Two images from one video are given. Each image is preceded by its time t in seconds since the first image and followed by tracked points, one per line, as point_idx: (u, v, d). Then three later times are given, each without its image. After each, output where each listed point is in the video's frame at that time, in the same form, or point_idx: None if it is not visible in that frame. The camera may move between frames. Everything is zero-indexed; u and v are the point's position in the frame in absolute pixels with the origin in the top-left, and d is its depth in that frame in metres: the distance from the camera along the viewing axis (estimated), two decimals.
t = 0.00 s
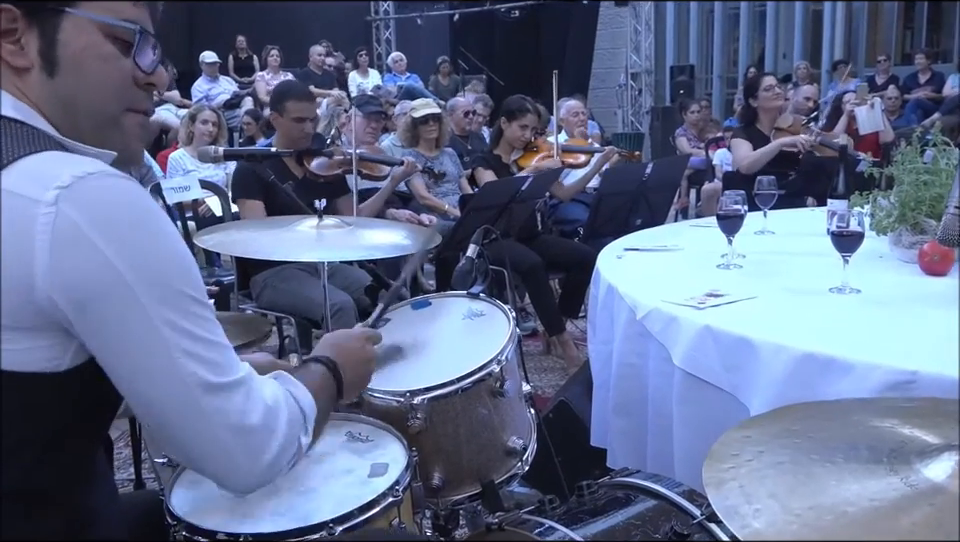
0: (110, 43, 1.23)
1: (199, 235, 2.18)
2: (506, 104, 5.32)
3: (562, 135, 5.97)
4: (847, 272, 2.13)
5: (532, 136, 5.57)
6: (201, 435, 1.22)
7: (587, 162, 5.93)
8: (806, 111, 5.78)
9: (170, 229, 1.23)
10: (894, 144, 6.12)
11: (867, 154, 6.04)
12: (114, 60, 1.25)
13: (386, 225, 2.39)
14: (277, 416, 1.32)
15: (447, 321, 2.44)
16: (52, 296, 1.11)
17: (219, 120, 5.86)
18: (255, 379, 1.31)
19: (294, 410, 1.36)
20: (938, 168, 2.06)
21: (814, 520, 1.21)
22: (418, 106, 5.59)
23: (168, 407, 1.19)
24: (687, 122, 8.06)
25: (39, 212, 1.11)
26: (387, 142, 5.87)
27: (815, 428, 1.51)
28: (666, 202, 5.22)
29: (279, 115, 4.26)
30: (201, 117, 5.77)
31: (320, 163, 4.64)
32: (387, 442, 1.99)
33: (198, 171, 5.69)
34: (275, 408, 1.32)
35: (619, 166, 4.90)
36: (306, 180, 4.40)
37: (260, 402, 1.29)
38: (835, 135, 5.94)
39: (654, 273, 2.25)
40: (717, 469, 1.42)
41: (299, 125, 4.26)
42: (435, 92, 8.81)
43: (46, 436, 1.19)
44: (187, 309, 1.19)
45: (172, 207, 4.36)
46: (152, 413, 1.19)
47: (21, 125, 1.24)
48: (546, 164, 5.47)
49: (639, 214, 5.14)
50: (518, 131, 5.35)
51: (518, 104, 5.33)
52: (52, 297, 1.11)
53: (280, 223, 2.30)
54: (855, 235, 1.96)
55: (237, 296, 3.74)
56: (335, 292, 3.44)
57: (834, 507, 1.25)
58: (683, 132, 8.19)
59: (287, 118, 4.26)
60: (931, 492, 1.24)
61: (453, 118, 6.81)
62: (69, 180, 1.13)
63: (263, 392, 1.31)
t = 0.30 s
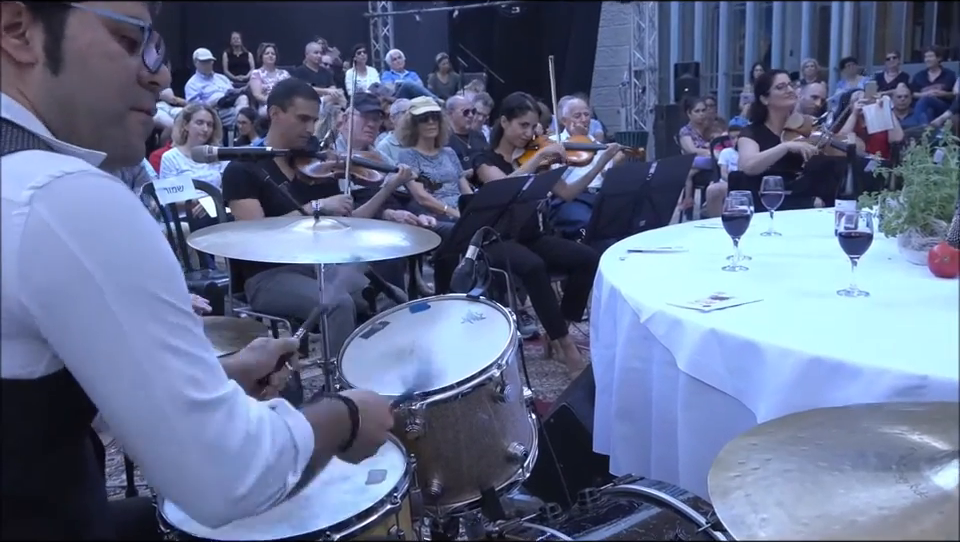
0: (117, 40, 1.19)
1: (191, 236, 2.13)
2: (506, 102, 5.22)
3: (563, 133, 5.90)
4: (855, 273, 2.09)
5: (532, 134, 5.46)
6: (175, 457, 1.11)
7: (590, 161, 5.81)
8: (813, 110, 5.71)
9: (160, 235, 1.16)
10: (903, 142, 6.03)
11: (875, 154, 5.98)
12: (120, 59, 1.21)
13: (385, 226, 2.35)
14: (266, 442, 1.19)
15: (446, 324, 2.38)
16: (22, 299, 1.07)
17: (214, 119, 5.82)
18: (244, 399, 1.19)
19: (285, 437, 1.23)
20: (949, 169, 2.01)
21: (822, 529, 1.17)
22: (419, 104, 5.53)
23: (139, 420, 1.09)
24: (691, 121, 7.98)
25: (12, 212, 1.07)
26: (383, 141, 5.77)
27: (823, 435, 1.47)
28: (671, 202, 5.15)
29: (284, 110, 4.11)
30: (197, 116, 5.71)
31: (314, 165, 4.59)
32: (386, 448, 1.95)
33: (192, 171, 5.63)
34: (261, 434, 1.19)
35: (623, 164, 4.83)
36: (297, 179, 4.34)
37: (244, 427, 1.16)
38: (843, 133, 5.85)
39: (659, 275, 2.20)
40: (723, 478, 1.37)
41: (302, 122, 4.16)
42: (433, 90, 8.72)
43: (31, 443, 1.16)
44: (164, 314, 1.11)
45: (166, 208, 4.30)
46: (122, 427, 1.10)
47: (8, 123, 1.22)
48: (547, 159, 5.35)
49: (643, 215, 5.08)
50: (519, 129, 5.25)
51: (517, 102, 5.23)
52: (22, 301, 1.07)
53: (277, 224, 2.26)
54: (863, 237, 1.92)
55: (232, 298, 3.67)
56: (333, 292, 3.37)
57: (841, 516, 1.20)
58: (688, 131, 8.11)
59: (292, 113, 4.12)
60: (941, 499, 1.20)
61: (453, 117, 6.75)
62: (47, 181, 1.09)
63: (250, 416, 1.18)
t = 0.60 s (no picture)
0: (129, 56, 1.22)
1: (184, 238, 2.08)
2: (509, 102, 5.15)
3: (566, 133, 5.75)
4: (866, 276, 2.03)
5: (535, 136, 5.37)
6: (175, 470, 1.09)
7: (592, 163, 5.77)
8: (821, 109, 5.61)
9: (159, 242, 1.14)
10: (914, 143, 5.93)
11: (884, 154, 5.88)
12: (128, 75, 1.23)
13: (383, 227, 2.30)
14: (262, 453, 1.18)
15: (445, 328, 2.33)
16: (25, 304, 1.03)
17: (207, 116, 5.73)
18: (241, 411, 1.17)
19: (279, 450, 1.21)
20: None
21: (831, 539, 1.12)
22: (423, 101, 5.42)
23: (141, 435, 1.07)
24: (696, 120, 7.88)
25: (20, 217, 1.04)
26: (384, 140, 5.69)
27: (834, 441, 1.42)
28: (675, 204, 5.04)
29: (267, 117, 4.08)
30: (189, 114, 5.63)
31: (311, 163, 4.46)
32: (383, 456, 1.89)
33: (184, 170, 5.56)
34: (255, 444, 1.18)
35: (627, 168, 4.68)
36: (293, 180, 4.22)
37: (241, 437, 1.15)
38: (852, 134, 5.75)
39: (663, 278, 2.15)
40: (730, 485, 1.32)
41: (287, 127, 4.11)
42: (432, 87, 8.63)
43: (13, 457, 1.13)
44: (167, 332, 1.09)
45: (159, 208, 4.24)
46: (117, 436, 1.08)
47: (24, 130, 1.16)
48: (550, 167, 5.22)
49: (647, 216, 4.95)
50: (521, 132, 5.17)
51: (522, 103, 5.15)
52: (25, 306, 1.03)
53: (273, 225, 2.22)
54: (874, 238, 1.86)
55: (225, 301, 3.60)
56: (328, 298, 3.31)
57: (851, 524, 1.15)
58: (693, 131, 8.00)
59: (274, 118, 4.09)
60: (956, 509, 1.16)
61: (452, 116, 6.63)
62: (56, 185, 1.06)
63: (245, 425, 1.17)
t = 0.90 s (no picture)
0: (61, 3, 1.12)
1: (177, 239, 2.03)
2: (509, 97, 4.79)
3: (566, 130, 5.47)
4: (875, 279, 1.98)
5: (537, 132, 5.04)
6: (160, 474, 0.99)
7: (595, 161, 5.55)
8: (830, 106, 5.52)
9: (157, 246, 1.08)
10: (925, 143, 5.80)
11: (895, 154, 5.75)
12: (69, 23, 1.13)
13: (380, 229, 2.25)
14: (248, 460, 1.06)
15: (445, 332, 2.28)
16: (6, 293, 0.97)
17: (201, 116, 5.64)
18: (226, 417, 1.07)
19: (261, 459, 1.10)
20: None
21: None
22: (418, 101, 5.29)
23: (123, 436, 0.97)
24: (701, 118, 7.78)
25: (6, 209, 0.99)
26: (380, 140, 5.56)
27: (842, 447, 1.39)
28: (681, 205, 4.71)
29: (269, 113, 3.97)
30: (182, 113, 5.54)
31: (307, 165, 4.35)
32: (381, 462, 1.85)
33: (178, 170, 5.51)
34: (246, 460, 1.07)
35: (635, 166, 4.34)
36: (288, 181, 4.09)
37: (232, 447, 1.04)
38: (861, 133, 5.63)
39: (667, 281, 2.10)
40: (736, 493, 1.28)
41: (288, 126, 4.00)
42: (432, 85, 8.56)
43: (14, 454, 1.06)
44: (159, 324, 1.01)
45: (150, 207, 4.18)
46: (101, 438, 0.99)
47: None
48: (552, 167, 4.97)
49: (651, 217, 4.57)
50: (522, 126, 4.79)
51: (521, 98, 4.83)
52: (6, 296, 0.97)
53: (268, 227, 2.17)
54: (883, 240, 1.82)
55: (219, 305, 3.52)
56: (323, 299, 3.24)
57: (860, 532, 1.11)
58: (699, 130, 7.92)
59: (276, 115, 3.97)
60: None
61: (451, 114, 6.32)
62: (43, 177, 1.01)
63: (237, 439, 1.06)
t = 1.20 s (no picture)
0: None
1: (166, 242, 1.97)
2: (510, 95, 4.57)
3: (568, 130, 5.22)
4: (889, 282, 1.92)
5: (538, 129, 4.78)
6: (168, 468, 1.05)
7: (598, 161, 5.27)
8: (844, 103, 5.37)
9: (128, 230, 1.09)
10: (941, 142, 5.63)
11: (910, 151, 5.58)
12: None
13: (377, 230, 2.18)
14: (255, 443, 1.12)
15: (444, 337, 2.21)
16: None
17: (190, 112, 5.34)
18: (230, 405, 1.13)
19: (266, 431, 1.17)
20: None
21: None
22: (417, 97, 5.05)
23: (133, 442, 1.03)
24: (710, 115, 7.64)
25: None
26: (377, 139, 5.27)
27: (855, 456, 1.34)
28: (688, 204, 4.38)
29: (260, 103, 3.71)
30: (170, 110, 5.25)
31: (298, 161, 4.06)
32: (377, 473, 1.78)
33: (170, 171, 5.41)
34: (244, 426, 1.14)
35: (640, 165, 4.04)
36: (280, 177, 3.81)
37: (230, 422, 1.11)
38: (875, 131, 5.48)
39: (675, 285, 2.03)
40: (745, 505, 1.22)
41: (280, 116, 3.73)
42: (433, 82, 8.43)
43: None
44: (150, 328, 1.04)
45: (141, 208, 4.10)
46: (107, 441, 1.04)
47: None
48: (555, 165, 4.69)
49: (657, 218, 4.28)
50: (523, 125, 4.58)
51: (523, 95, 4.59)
52: None
53: (261, 228, 2.11)
54: (898, 241, 1.75)
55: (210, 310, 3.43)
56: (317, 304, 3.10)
57: None
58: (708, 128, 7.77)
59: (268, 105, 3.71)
60: None
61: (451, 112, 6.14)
62: (15, 183, 1.01)
63: (233, 408, 1.13)
